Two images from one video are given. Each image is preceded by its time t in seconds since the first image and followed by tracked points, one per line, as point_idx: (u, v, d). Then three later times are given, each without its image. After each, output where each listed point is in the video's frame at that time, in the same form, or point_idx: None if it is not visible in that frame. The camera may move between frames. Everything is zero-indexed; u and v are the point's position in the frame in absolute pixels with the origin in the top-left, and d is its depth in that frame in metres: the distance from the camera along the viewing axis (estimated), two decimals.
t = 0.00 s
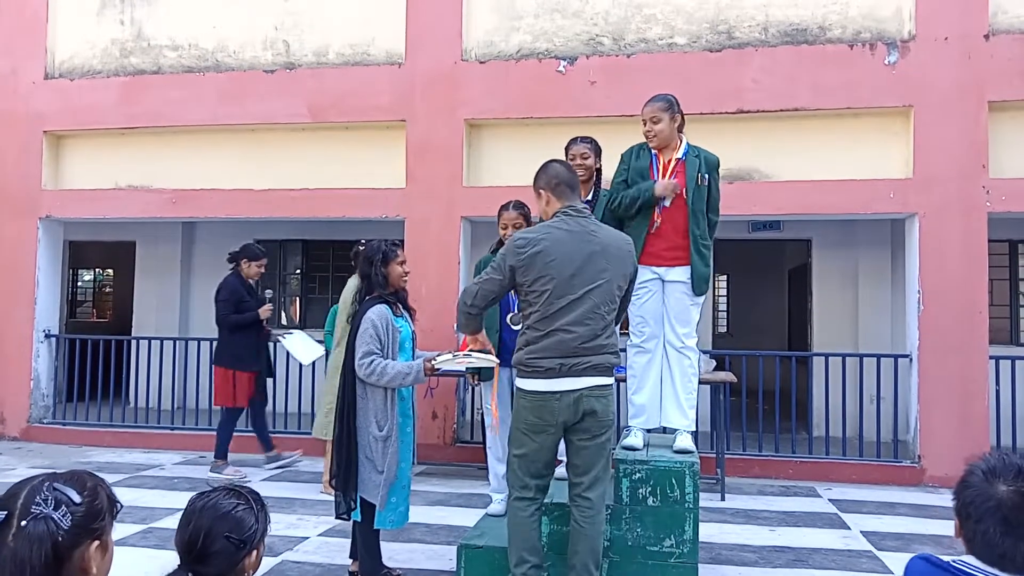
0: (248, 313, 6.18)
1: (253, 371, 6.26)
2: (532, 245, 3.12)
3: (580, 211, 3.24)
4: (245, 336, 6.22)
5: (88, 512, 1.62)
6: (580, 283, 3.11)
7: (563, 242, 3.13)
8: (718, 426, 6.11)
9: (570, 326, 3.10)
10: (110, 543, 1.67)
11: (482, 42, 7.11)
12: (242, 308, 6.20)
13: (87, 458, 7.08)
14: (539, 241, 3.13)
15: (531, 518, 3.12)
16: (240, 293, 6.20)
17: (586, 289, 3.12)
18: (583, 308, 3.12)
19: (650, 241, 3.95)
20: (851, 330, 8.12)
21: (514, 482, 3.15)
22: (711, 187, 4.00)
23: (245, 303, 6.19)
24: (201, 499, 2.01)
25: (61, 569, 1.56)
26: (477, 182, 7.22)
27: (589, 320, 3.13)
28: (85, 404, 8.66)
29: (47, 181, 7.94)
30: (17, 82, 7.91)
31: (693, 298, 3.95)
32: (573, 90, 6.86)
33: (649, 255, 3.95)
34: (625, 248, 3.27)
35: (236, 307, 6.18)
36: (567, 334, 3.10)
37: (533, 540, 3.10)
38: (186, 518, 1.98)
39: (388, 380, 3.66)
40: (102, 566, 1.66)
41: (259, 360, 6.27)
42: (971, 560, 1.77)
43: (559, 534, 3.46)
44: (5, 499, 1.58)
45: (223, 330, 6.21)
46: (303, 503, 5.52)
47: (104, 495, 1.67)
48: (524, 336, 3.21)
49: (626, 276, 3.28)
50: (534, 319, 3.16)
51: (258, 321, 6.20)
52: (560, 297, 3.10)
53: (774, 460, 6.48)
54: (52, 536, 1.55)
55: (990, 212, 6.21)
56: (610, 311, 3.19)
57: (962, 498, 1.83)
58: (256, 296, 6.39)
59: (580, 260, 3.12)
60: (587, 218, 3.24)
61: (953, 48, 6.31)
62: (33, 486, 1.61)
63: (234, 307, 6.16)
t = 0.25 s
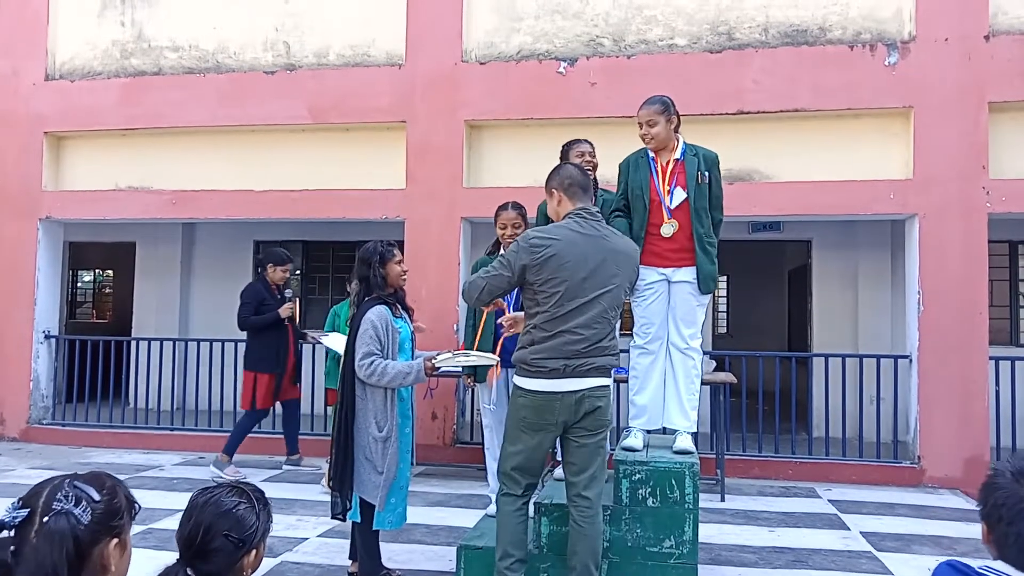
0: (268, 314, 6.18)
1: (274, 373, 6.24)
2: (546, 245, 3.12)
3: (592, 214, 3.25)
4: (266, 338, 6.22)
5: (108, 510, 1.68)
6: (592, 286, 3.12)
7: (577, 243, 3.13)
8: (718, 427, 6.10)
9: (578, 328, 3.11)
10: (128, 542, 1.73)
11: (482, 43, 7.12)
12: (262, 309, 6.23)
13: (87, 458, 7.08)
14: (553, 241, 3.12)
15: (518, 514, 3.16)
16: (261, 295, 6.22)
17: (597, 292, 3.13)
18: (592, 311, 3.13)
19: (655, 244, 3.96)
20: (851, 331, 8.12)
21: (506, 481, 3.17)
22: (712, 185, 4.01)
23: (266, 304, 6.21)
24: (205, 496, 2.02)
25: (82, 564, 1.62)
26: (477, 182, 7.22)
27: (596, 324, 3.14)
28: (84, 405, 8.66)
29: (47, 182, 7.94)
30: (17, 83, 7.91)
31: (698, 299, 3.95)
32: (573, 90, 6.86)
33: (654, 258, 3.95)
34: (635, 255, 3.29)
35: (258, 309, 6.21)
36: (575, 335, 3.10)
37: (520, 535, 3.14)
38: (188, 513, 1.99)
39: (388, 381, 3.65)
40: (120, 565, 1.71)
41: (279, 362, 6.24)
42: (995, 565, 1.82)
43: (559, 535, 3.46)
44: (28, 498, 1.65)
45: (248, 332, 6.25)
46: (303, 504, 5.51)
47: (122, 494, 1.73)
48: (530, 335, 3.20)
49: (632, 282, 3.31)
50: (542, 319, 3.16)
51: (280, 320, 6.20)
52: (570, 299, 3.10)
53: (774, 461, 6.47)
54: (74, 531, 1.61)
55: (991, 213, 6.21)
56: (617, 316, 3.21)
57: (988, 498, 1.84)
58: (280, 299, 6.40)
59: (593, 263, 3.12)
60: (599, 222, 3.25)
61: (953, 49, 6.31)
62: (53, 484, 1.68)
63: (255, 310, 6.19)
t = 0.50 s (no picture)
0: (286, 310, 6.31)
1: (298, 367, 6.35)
2: (526, 249, 3.11)
3: (574, 216, 3.23)
4: (285, 332, 6.37)
5: (126, 505, 1.80)
6: (572, 290, 3.11)
7: (557, 247, 3.12)
8: (717, 427, 6.11)
9: (560, 332, 3.10)
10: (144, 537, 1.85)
11: (481, 43, 7.12)
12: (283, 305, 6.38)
13: (86, 458, 7.08)
14: (533, 245, 3.12)
15: (512, 519, 3.15)
16: (282, 291, 6.38)
17: (578, 296, 3.12)
18: (574, 315, 3.12)
19: (656, 246, 3.98)
20: (850, 331, 8.13)
21: (497, 484, 3.18)
22: (713, 185, 4.00)
23: (285, 299, 6.35)
24: (207, 495, 2.02)
25: (107, 556, 1.75)
26: (476, 182, 7.22)
27: (578, 327, 3.13)
28: (83, 404, 8.66)
29: (46, 181, 7.93)
30: (16, 82, 7.91)
31: (703, 300, 3.94)
32: (572, 90, 6.86)
33: (656, 259, 3.96)
34: (619, 257, 3.27)
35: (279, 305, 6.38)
36: (557, 339, 3.10)
37: (513, 539, 3.15)
38: (193, 512, 2.00)
39: (387, 381, 3.65)
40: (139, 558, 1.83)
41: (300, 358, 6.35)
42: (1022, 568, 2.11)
43: (557, 535, 3.46)
44: (49, 498, 1.76)
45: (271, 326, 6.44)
46: (303, 504, 5.52)
47: (136, 492, 1.86)
48: (512, 339, 3.21)
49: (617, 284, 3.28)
50: (523, 323, 3.16)
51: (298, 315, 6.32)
52: (551, 304, 3.10)
53: (773, 461, 6.48)
54: (100, 524, 1.74)
55: (990, 213, 6.22)
56: (600, 319, 3.20)
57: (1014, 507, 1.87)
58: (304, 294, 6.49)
59: (574, 267, 3.12)
60: (582, 225, 3.23)
61: (952, 50, 6.31)
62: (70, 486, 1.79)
63: (275, 305, 6.35)
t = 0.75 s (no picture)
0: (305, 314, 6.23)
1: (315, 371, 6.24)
2: (494, 252, 3.17)
3: (543, 217, 3.23)
4: (303, 336, 6.28)
5: (134, 514, 1.84)
6: (542, 289, 3.11)
7: (522, 249, 3.14)
8: (718, 430, 6.11)
9: (532, 333, 3.12)
10: (154, 544, 1.89)
11: (481, 46, 7.13)
12: (300, 309, 6.30)
13: (87, 461, 7.08)
14: (501, 248, 3.17)
15: (507, 523, 3.16)
16: (299, 295, 6.28)
17: (548, 296, 3.12)
18: (544, 315, 3.12)
19: (654, 248, 3.99)
20: (850, 333, 8.13)
21: (491, 488, 3.20)
22: (713, 189, 3.99)
23: (302, 303, 6.27)
24: (217, 507, 2.03)
25: (111, 562, 1.79)
26: (477, 185, 7.23)
27: (551, 327, 3.12)
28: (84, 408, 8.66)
29: (47, 185, 7.94)
30: (17, 86, 7.92)
31: (698, 302, 3.93)
32: (572, 93, 6.87)
33: (654, 261, 3.96)
34: (595, 253, 3.23)
35: (296, 308, 6.31)
36: (531, 340, 3.11)
37: (509, 543, 3.16)
38: (203, 524, 2.01)
39: (385, 384, 3.66)
40: (148, 565, 1.87)
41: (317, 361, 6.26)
42: None
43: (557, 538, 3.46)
44: (63, 505, 1.84)
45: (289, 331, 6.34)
46: (303, 507, 5.52)
47: (148, 499, 1.90)
48: (494, 342, 3.25)
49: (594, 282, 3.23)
50: (500, 326, 3.20)
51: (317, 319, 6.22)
52: (520, 304, 3.12)
53: (773, 464, 6.48)
54: (102, 532, 1.78)
55: (989, 215, 6.22)
56: (577, 317, 3.17)
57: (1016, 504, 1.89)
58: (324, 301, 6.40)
59: (540, 267, 3.12)
60: (554, 224, 3.23)
61: (951, 52, 6.32)
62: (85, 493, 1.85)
63: (292, 308, 6.27)
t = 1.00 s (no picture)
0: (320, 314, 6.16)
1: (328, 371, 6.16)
2: (472, 254, 3.24)
3: (518, 215, 3.23)
4: (317, 336, 6.20)
5: (145, 516, 1.81)
6: (518, 286, 3.14)
7: (497, 248, 3.18)
8: (718, 429, 6.11)
9: (516, 329, 3.15)
10: (165, 548, 1.85)
11: (481, 45, 7.12)
12: (315, 309, 6.21)
13: (87, 461, 7.08)
14: (478, 249, 3.23)
15: (504, 524, 3.16)
16: (313, 295, 6.20)
17: (525, 292, 3.14)
18: (524, 311, 3.14)
19: (651, 247, 3.99)
20: (850, 332, 8.13)
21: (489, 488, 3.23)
22: (711, 189, 3.97)
23: (316, 303, 6.19)
24: (224, 515, 2.04)
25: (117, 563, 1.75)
26: (476, 184, 7.23)
27: (534, 323, 3.14)
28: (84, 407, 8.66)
29: (46, 184, 7.94)
30: (16, 85, 7.91)
31: (694, 302, 3.92)
32: (572, 92, 6.87)
33: (650, 261, 3.96)
34: (572, 245, 3.20)
35: (310, 309, 6.21)
36: (514, 336, 3.15)
37: (506, 545, 3.16)
38: (209, 532, 2.02)
39: (377, 382, 3.67)
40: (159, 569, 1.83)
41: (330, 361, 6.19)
42: None
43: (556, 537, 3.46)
44: (79, 501, 1.82)
45: (302, 333, 6.25)
46: (303, 506, 5.52)
47: (163, 502, 1.87)
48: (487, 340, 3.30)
49: (575, 274, 3.20)
50: (488, 324, 3.26)
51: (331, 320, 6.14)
52: (500, 303, 3.17)
53: (773, 462, 6.48)
54: (109, 532, 1.75)
55: (989, 214, 6.22)
56: (558, 310, 3.16)
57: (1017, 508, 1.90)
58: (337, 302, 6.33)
59: (514, 265, 3.15)
60: (529, 220, 3.23)
61: (951, 51, 6.32)
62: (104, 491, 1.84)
63: (306, 308, 6.17)
